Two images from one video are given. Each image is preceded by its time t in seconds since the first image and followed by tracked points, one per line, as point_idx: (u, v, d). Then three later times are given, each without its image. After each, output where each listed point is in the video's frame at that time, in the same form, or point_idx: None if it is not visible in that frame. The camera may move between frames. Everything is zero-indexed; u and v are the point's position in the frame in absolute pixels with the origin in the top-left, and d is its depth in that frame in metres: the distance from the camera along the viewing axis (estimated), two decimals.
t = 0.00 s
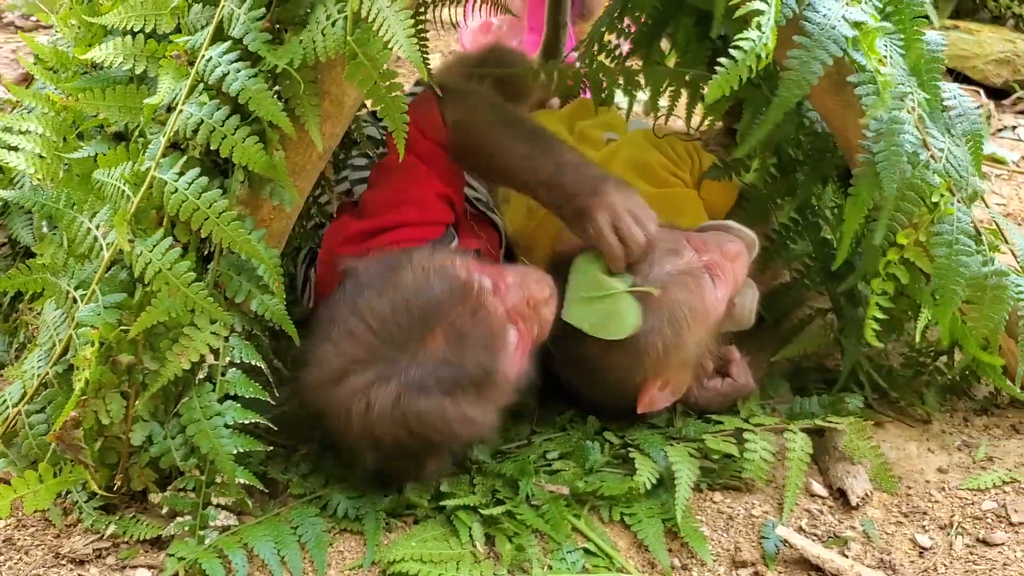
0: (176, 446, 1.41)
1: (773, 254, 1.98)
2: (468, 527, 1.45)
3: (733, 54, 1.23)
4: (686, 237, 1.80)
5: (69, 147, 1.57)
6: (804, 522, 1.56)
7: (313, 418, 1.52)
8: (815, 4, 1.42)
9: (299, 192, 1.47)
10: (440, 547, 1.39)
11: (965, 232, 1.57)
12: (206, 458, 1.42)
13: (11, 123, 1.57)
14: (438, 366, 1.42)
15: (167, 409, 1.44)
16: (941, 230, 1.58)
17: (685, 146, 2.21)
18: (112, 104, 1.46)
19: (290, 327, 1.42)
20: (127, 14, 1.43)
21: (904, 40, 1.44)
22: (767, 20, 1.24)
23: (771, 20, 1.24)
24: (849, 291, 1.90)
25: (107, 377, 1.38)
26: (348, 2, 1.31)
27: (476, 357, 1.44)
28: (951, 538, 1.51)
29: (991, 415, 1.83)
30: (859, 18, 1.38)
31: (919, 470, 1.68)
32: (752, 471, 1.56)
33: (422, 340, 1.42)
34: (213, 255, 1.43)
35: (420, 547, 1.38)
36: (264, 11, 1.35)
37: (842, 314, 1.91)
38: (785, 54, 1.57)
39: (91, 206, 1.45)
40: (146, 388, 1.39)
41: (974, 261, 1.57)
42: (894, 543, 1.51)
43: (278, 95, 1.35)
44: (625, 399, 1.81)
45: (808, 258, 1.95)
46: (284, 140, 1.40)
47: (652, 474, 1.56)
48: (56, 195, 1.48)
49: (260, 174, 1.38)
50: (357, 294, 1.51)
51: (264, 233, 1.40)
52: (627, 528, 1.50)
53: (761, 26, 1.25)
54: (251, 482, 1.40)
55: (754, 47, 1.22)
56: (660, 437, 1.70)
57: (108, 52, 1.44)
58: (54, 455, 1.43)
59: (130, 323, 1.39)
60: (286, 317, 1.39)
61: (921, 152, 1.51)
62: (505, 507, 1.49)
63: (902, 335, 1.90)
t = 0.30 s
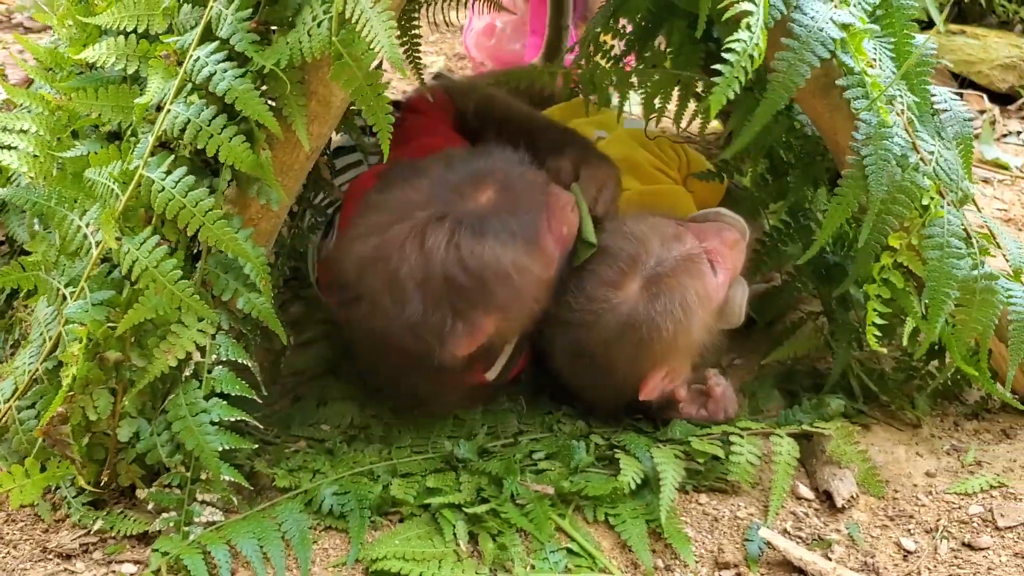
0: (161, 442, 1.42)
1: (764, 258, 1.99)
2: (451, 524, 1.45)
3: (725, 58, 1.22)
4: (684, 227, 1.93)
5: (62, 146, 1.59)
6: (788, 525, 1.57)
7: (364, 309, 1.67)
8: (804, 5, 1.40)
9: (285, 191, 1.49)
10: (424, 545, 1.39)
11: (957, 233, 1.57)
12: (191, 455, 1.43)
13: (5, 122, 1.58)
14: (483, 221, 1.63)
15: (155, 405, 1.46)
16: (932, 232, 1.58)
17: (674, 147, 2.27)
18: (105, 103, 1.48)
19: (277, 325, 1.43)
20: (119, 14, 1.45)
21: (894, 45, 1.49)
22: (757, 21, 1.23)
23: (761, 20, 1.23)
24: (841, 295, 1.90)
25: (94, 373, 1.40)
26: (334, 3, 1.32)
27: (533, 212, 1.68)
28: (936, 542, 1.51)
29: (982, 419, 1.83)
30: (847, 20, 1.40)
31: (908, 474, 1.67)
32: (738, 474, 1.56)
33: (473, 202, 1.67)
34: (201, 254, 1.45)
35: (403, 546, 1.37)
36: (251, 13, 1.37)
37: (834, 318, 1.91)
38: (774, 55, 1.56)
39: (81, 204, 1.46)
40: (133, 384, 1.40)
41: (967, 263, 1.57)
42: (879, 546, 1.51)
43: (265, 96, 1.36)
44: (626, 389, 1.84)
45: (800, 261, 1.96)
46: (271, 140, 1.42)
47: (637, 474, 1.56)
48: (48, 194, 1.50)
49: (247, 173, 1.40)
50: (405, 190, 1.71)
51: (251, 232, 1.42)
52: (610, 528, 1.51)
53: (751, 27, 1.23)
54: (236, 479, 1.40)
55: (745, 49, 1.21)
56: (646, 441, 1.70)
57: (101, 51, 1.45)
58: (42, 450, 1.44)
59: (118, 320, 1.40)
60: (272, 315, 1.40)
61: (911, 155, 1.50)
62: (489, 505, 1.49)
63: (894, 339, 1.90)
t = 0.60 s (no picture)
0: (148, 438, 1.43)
1: (764, 260, 1.97)
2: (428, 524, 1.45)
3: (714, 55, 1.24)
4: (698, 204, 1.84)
5: (57, 142, 1.60)
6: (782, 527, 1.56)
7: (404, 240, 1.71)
8: (799, 3, 1.40)
9: (274, 189, 1.49)
10: (397, 545, 1.39)
11: (956, 236, 1.55)
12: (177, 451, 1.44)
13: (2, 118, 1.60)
14: (518, 143, 1.65)
15: (144, 402, 1.46)
16: (930, 234, 1.55)
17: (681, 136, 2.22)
18: (99, 100, 1.48)
19: (267, 322, 1.43)
20: (115, 11, 1.44)
21: (894, 44, 1.47)
22: (747, 19, 1.25)
23: (751, 18, 1.24)
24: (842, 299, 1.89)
25: (83, 368, 1.41)
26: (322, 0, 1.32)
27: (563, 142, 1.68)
28: (931, 547, 1.49)
29: (983, 424, 1.81)
30: (843, 18, 1.38)
31: (904, 478, 1.66)
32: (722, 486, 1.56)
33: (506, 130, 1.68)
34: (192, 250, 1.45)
35: (374, 545, 1.38)
36: (242, 9, 1.36)
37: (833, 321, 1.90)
38: (768, 55, 1.54)
39: (72, 200, 1.47)
40: (122, 380, 1.41)
41: (966, 266, 1.55)
42: (872, 551, 1.49)
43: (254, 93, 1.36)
44: (658, 374, 1.77)
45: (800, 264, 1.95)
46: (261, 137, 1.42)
47: (616, 482, 1.56)
48: (41, 189, 1.51)
49: (236, 170, 1.40)
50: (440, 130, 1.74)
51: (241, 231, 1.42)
52: (586, 531, 1.50)
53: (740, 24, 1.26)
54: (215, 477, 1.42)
55: (733, 47, 1.23)
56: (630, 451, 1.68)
57: (96, 48, 1.45)
58: (31, 445, 1.45)
59: (106, 316, 1.41)
60: (261, 312, 1.40)
61: (909, 155, 1.49)
62: (466, 506, 1.49)
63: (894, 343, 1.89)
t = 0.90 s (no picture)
0: (133, 444, 1.42)
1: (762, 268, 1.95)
2: (418, 537, 1.42)
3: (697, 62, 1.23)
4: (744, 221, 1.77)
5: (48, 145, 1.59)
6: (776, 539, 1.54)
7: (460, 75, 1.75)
8: (792, 8, 1.38)
9: (262, 193, 1.48)
10: (389, 559, 1.38)
11: (955, 244, 1.51)
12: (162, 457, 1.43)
13: None
14: (578, 39, 1.58)
15: (131, 407, 1.45)
16: (930, 243, 1.52)
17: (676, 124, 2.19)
18: (90, 103, 1.47)
19: (254, 327, 1.42)
20: (108, 14, 1.44)
21: (893, 50, 1.43)
22: (734, 24, 1.23)
23: (738, 24, 1.22)
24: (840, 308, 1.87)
25: (68, 373, 1.40)
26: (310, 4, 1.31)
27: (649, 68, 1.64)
28: (928, 561, 1.46)
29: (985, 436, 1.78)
30: (838, 23, 1.36)
31: (903, 490, 1.63)
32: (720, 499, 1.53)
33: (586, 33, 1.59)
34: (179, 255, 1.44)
35: (366, 559, 1.37)
36: (230, 13, 1.35)
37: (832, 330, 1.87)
38: (762, 61, 1.53)
39: (61, 203, 1.46)
40: (108, 385, 1.40)
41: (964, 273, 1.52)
42: (868, 565, 1.47)
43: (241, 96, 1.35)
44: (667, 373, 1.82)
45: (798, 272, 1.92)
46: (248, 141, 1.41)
47: (615, 495, 1.53)
48: (30, 193, 1.50)
49: (223, 174, 1.39)
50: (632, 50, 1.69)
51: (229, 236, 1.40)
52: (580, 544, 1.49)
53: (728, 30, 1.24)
54: (205, 483, 1.40)
55: (719, 53, 1.21)
56: (629, 463, 1.64)
57: (87, 52, 1.44)
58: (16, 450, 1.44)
59: (92, 321, 1.40)
60: (248, 317, 1.39)
61: (908, 163, 1.46)
62: (458, 518, 1.47)
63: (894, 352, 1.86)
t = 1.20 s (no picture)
0: (115, 451, 1.41)
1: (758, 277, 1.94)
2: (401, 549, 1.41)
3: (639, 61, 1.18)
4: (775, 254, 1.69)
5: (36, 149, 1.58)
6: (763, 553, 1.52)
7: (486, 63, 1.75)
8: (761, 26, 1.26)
9: (246, 199, 1.48)
10: (371, 570, 1.36)
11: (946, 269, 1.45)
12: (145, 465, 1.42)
13: None
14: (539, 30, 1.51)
15: (115, 415, 1.45)
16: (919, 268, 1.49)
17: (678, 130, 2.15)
18: (78, 108, 1.46)
19: (239, 335, 1.41)
20: (96, 19, 1.43)
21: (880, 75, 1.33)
22: (679, 30, 1.18)
23: (686, 30, 1.18)
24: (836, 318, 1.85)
25: (51, 380, 1.39)
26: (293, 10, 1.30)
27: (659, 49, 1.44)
28: None
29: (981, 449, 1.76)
30: (808, 46, 1.25)
31: (895, 504, 1.61)
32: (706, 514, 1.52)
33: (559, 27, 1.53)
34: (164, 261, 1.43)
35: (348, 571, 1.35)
36: (214, 19, 1.35)
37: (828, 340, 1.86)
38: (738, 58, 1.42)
39: (48, 209, 1.46)
40: (91, 392, 1.40)
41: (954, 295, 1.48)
42: None
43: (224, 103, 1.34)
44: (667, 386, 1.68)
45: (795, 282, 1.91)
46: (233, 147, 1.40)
47: (600, 506, 1.51)
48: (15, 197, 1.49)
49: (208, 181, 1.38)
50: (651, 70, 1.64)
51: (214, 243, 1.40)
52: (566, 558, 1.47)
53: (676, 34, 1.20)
54: (188, 491, 1.38)
55: (656, 55, 1.16)
56: (615, 472, 1.63)
57: (75, 57, 1.43)
58: None
59: (75, 328, 1.39)
60: (232, 325, 1.39)
61: (881, 198, 1.33)
62: (442, 529, 1.46)
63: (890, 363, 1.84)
